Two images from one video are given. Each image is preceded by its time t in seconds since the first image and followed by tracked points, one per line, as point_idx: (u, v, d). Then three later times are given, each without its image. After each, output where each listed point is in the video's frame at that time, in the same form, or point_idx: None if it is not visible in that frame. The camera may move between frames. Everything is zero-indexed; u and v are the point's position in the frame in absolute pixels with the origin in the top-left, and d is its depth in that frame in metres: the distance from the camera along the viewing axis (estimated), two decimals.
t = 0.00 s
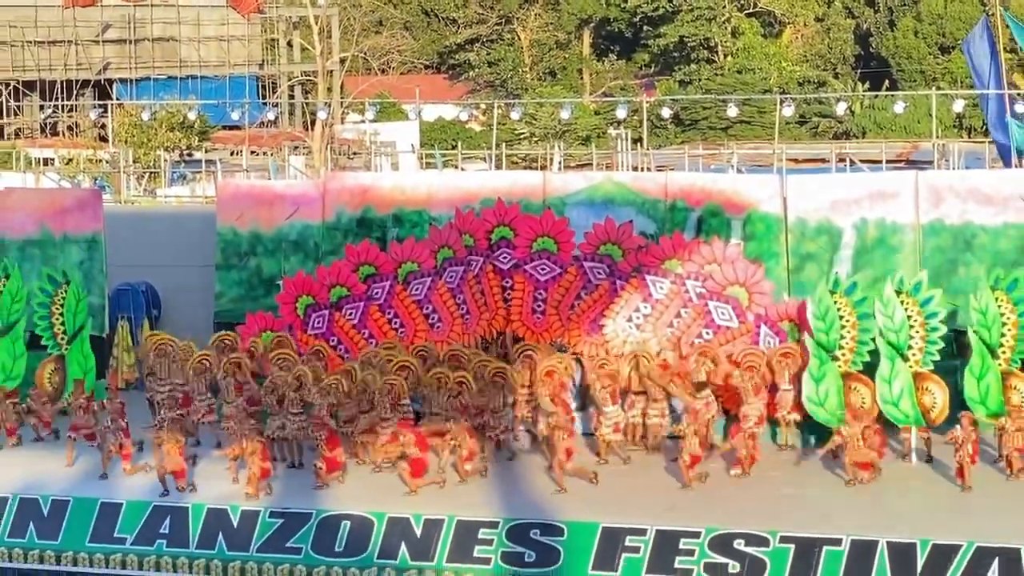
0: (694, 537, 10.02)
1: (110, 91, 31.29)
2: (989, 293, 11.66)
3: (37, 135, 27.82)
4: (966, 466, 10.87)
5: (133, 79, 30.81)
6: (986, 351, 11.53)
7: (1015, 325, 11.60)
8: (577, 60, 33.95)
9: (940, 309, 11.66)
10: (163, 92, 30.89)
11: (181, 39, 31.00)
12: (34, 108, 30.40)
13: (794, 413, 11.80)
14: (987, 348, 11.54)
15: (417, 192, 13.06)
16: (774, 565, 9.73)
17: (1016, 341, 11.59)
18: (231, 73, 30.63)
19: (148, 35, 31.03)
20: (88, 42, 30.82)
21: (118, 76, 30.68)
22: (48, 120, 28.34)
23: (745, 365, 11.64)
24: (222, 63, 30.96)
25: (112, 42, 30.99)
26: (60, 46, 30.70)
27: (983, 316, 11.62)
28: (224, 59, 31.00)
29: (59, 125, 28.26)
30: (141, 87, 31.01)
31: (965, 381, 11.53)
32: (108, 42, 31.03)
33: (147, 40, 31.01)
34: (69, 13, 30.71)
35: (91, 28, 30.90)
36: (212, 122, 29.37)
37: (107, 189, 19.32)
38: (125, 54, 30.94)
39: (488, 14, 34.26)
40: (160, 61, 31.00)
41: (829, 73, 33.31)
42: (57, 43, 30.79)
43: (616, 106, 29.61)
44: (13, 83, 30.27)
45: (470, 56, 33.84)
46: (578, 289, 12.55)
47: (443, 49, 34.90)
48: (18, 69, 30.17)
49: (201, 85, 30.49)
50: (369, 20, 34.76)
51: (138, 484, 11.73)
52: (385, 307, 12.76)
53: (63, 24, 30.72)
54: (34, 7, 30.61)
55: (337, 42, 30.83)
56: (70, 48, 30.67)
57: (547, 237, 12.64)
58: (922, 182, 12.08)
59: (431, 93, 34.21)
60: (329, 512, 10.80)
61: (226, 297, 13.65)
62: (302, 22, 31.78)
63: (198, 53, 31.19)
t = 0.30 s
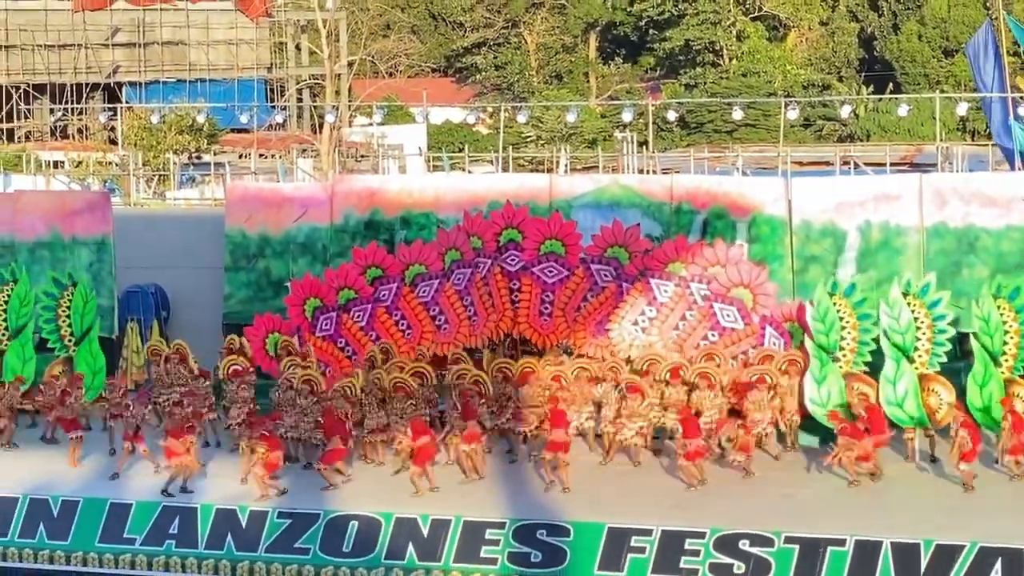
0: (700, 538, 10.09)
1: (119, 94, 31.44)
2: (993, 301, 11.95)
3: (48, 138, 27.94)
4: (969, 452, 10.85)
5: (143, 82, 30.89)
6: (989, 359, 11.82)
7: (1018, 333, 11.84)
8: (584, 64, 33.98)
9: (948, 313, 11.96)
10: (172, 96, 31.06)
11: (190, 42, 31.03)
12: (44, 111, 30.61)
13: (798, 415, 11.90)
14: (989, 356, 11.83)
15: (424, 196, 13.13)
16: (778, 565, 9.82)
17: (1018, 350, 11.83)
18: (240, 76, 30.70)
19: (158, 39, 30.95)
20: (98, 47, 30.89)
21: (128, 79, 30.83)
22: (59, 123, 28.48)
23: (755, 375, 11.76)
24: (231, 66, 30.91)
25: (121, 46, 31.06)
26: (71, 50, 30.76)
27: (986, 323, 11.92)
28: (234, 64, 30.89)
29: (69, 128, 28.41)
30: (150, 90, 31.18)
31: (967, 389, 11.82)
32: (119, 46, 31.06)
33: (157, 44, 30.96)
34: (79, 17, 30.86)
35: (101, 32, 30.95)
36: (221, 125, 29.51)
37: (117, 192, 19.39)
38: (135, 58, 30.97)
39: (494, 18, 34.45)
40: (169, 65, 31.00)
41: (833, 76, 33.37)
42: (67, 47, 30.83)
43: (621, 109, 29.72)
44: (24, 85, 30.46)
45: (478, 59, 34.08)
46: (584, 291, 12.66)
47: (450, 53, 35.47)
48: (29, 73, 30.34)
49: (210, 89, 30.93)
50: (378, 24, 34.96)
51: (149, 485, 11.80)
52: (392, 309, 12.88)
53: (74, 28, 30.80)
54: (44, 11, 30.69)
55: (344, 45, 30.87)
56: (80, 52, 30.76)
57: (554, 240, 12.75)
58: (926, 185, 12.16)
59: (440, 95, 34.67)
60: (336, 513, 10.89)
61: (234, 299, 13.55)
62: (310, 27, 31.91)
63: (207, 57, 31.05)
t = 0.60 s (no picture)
0: (702, 534, 10.30)
1: (131, 97, 31.55)
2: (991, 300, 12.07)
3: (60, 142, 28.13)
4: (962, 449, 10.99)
5: (154, 86, 30.98)
6: (985, 358, 11.97)
7: (1013, 333, 12.01)
8: (587, 68, 34.21)
9: (955, 309, 12.10)
10: (183, 99, 31.03)
11: (201, 47, 31.27)
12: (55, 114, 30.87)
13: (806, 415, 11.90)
14: (986, 355, 11.97)
15: (430, 197, 13.33)
16: (779, 561, 10.03)
17: (1014, 349, 12.00)
18: (250, 80, 30.91)
19: (168, 43, 31.25)
20: (109, 50, 31.04)
21: (139, 83, 30.91)
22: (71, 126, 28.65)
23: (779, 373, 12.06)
24: (241, 70, 31.12)
25: (133, 50, 31.22)
26: (83, 54, 30.94)
27: (981, 323, 12.04)
28: (242, 67, 31.09)
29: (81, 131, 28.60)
30: (161, 94, 31.25)
31: (965, 387, 11.99)
32: (129, 50, 31.24)
33: (168, 48, 31.24)
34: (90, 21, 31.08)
35: (112, 36, 31.14)
36: (230, 128, 29.75)
37: (128, 194, 19.58)
38: (146, 62, 31.15)
39: (500, 22, 34.86)
40: (180, 69, 31.17)
41: (834, 80, 33.61)
42: (78, 51, 31.02)
43: (625, 112, 29.93)
44: (37, 89, 30.71)
45: (483, 63, 34.33)
46: (587, 293, 12.82)
47: (456, 57, 35.51)
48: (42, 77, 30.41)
49: (220, 93, 31.12)
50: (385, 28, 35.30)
51: (159, 481, 11.98)
52: (398, 309, 13.08)
53: (86, 32, 31.05)
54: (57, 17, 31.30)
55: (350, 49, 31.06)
56: (92, 56, 30.88)
57: (559, 244, 12.93)
58: (924, 187, 12.34)
59: (445, 98, 35.01)
60: (344, 510, 11.05)
61: (244, 299, 13.78)
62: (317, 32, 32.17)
63: (216, 61, 31.40)
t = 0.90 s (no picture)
0: (704, 531, 10.48)
1: (140, 101, 31.96)
2: (993, 300, 12.22)
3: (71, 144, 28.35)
4: (947, 448, 11.06)
5: (163, 90, 31.41)
6: (987, 356, 12.05)
7: (1015, 331, 12.12)
8: (591, 71, 34.53)
9: (963, 309, 12.15)
10: (191, 102, 31.75)
11: (209, 51, 31.55)
12: (66, 117, 31.17)
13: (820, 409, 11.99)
14: (988, 354, 12.06)
15: (436, 199, 13.54)
16: (780, 557, 10.23)
17: (1016, 348, 12.10)
18: (257, 84, 31.56)
19: (177, 47, 31.49)
20: (119, 55, 31.31)
21: (148, 87, 31.28)
22: (82, 129, 28.92)
23: (801, 377, 12.10)
24: (248, 74, 31.78)
25: (142, 54, 31.49)
26: (93, 58, 31.26)
27: (983, 322, 12.14)
28: (251, 71, 31.76)
29: (91, 133, 28.87)
30: (170, 97, 31.84)
31: (968, 386, 12.01)
32: (138, 54, 31.47)
33: (177, 52, 31.50)
34: (101, 25, 31.30)
35: (122, 40, 31.38)
36: (238, 131, 29.96)
37: (138, 196, 19.75)
38: (155, 66, 31.47)
39: (504, 28, 35.04)
40: (188, 74, 31.63)
41: (833, 83, 33.84)
42: (89, 55, 31.31)
43: (628, 115, 30.15)
44: (48, 93, 30.88)
45: (486, 68, 34.36)
46: (588, 298, 12.91)
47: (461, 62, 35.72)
48: (52, 81, 30.74)
49: (228, 96, 31.55)
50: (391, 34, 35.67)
51: (166, 479, 12.12)
52: (403, 310, 13.22)
53: (96, 37, 31.31)
54: (67, 20, 31.16)
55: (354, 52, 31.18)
56: (102, 60, 31.22)
57: (563, 249, 13.03)
58: (923, 189, 12.51)
59: (450, 102, 35.33)
60: (350, 507, 11.21)
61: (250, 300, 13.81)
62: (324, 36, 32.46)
63: (224, 64, 31.75)
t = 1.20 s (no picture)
0: (701, 528, 10.75)
1: (150, 107, 32.13)
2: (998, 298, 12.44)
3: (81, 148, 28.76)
4: (931, 447, 11.24)
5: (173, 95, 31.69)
6: (986, 356, 12.34)
7: (1016, 331, 12.36)
8: (591, 77, 35.02)
9: (965, 311, 12.40)
10: (201, 108, 31.99)
11: (218, 57, 32.49)
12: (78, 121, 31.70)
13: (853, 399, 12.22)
14: (987, 353, 12.34)
15: (440, 202, 13.82)
16: (776, 552, 10.49)
17: (1016, 347, 12.36)
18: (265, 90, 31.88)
19: (187, 53, 32.21)
20: (130, 61, 31.77)
21: (159, 92, 31.59)
22: (93, 132, 29.60)
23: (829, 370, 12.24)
24: (256, 79, 32.68)
25: (152, 60, 32.00)
26: (105, 65, 31.61)
27: (983, 323, 12.38)
28: (258, 76, 32.61)
29: (102, 136, 29.61)
30: (180, 102, 31.97)
31: (968, 384, 12.33)
32: (150, 60, 32.03)
33: (186, 58, 32.18)
34: (112, 33, 31.82)
35: (133, 47, 31.92)
36: (246, 136, 30.39)
37: (148, 199, 20.06)
38: (165, 72, 31.97)
39: (506, 33, 36.56)
40: (198, 79, 32.17)
41: (828, 89, 34.20)
42: (100, 61, 31.67)
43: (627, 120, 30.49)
44: (62, 98, 30.82)
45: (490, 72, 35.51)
46: (590, 307, 13.15)
47: (464, 67, 37.47)
48: (64, 86, 30.83)
49: (236, 101, 32.08)
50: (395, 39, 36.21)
51: (177, 475, 12.37)
52: (406, 312, 13.51)
53: (107, 44, 31.74)
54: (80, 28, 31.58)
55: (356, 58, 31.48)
56: (114, 66, 31.60)
57: (564, 257, 13.28)
58: (916, 192, 12.80)
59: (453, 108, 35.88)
60: (356, 504, 11.46)
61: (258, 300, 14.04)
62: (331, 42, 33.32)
63: (234, 70, 32.71)
